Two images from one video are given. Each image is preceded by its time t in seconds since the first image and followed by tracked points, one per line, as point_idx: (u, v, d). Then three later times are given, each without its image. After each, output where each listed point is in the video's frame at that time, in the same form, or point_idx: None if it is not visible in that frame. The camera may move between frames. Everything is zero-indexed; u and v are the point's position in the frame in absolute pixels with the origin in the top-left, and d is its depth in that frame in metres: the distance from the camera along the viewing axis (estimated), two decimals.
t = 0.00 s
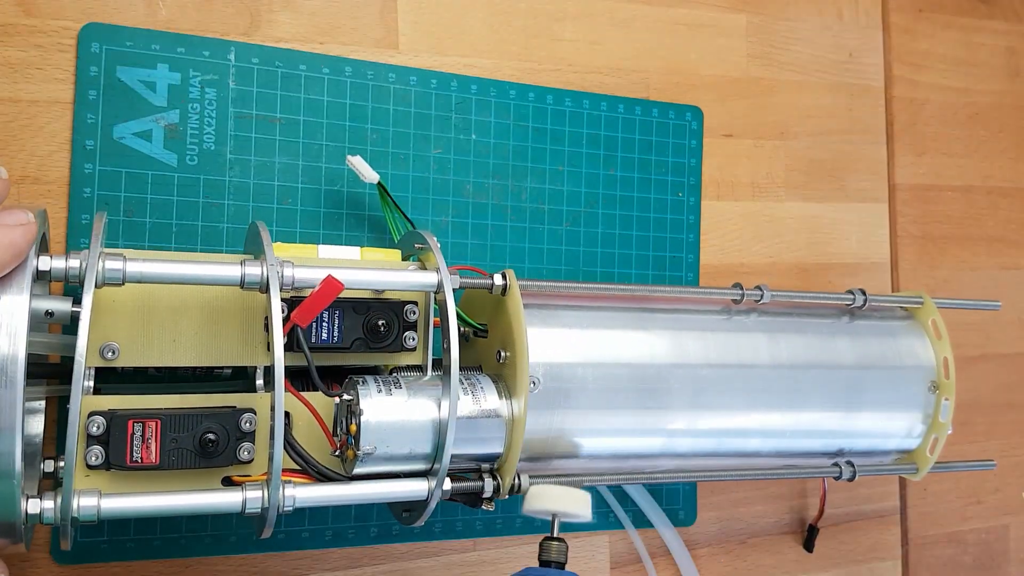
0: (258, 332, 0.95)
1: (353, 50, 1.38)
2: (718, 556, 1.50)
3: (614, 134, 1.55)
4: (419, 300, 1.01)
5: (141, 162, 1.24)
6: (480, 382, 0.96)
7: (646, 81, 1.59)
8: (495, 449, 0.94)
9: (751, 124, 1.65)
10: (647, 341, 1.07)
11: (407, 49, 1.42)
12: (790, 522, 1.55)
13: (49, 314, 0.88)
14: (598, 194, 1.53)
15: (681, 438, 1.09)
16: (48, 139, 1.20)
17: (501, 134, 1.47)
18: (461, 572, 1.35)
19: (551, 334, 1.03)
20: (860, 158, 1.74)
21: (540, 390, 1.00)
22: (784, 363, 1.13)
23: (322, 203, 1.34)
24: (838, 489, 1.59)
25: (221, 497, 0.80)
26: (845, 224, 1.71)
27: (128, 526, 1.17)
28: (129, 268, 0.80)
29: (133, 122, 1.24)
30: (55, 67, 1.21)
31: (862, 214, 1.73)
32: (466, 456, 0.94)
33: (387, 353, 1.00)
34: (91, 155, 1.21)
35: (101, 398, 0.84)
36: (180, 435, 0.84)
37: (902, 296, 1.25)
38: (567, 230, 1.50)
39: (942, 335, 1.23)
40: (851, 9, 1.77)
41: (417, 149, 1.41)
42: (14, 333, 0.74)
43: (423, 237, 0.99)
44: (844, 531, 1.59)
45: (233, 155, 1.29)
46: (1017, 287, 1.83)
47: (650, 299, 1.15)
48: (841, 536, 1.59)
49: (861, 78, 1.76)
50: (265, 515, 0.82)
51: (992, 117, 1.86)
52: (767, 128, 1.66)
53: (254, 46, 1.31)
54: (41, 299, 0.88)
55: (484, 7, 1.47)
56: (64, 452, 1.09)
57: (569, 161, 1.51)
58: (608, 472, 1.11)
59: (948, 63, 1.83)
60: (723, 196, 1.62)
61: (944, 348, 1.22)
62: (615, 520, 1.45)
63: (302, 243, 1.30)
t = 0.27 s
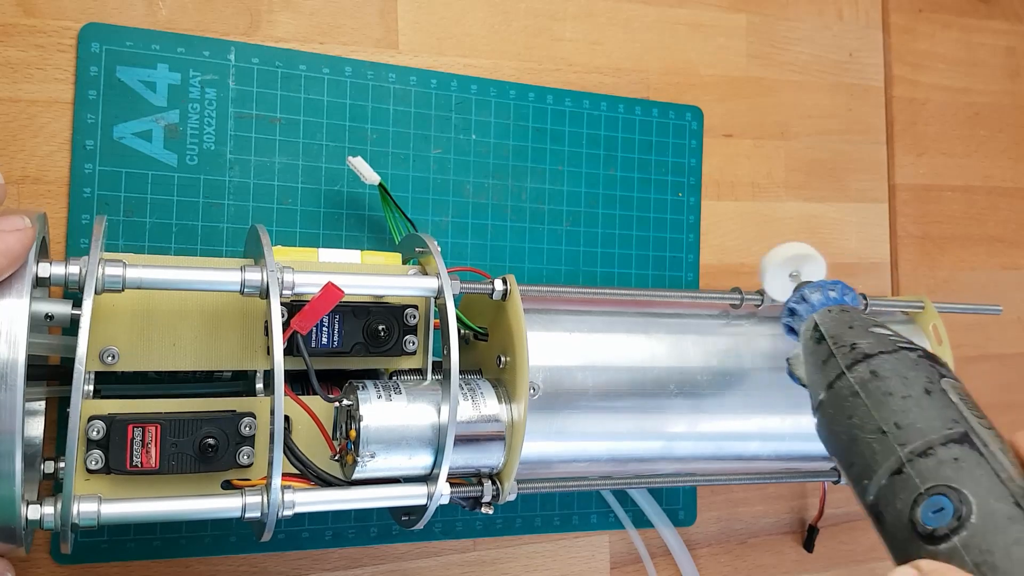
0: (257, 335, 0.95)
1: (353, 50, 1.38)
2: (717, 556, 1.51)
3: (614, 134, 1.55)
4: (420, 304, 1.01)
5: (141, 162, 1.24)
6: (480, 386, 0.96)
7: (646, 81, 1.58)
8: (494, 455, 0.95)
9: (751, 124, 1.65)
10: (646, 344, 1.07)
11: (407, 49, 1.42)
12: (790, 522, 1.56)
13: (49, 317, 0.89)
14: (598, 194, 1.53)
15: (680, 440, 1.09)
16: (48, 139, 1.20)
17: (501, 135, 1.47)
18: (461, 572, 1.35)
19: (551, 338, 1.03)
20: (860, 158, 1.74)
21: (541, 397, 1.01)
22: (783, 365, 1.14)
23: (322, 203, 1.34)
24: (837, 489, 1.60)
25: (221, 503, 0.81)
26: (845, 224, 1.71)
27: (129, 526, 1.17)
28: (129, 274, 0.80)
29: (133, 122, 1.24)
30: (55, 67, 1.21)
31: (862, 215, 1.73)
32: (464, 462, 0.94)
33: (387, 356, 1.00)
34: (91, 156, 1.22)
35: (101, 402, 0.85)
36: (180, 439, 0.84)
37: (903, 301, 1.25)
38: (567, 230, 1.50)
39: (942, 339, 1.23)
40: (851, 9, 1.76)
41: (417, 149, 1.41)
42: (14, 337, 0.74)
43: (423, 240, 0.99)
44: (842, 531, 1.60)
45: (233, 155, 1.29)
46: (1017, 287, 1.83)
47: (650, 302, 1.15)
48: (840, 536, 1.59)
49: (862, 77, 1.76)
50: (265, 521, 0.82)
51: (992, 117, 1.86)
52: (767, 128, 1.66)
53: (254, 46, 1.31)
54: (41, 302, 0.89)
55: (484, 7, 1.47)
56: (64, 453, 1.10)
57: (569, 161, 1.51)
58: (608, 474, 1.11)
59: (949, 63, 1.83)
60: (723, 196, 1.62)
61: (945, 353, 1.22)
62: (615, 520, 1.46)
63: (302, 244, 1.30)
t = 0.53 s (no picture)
0: (257, 338, 0.95)
1: (353, 50, 1.38)
2: (717, 556, 1.51)
3: (614, 134, 1.55)
4: (420, 305, 1.01)
5: (141, 162, 1.24)
6: (480, 388, 0.96)
7: (646, 81, 1.58)
8: (493, 456, 0.95)
9: (751, 124, 1.65)
10: (645, 344, 1.07)
11: (407, 48, 1.42)
12: (789, 522, 1.56)
13: (49, 318, 0.89)
14: (598, 194, 1.53)
15: (681, 441, 1.09)
16: (48, 139, 1.21)
17: (501, 134, 1.47)
18: (462, 572, 1.35)
19: (551, 340, 1.03)
20: (860, 158, 1.74)
21: (541, 398, 1.01)
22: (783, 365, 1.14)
23: (322, 203, 1.34)
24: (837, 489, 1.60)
25: (221, 505, 0.81)
26: (845, 224, 1.71)
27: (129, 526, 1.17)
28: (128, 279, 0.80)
29: (133, 122, 1.24)
30: (55, 67, 1.21)
31: (861, 214, 1.73)
32: (464, 465, 0.95)
33: (387, 358, 1.00)
34: (91, 156, 1.22)
35: (101, 404, 0.85)
36: (180, 442, 0.84)
37: (903, 300, 1.25)
38: (567, 230, 1.50)
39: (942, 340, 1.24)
40: (851, 8, 1.76)
41: (417, 149, 1.41)
42: (14, 339, 0.75)
43: (423, 241, 0.99)
44: (842, 531, 1.60)
45: (233, 155, 1.29)
46: (1017, 286, 1.83)
47: (650, 304, 1.15)
48: (840, 535, 1.60)
49: (862, 77, 1.76)
50: (264, 523, 0.82)
51: (992, 117, 1.86)
52: (767, 128, 1.66)
53: (254, 46, 1.31)
54: (41, 304, 0.89)
55: (483, 7, 1.47)
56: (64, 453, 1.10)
57: (569, 162, 1.51)
58: (610, 475, 1.11)
59: (949, 63, 1.83)
60: (723, 196, 1.62)
61: (944, 354, 1.23)
62: (614, 520, 1.46)
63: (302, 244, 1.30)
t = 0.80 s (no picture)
0: (257, 339, 0.95)
1: (354, 50, 1.38)
2: (716, 555, 1.51)
3: (614, 134, 1.55)
4: (419, 307, 1.02)
5: (141, 162, 1.24)
6: (480, 390, 0.96)
7: (646, 81, 1.58)
8: (493, 458, 0.95)
9: (751, 124, 1.65)
10: (644, 345, 1.07)
11: (407, 48, 1.42)
12: (789, 522, 1.56)
13: (49, 319, 0.89)
14: (598, 194, 1.53)
15: (680, 443, 1.09)
16: (48, 139, 1.21)
17: (501, 134, 1.47)
18: (462, 572, 1.36)
19: (551, 342, 1.03)
20: (861, 158, 1.74)
21: (540, 401, 1.01)
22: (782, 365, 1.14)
23: (322, 203, 1.34)
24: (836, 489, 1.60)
25: (221, 508, 0.81)
26: (845, 224, 1.71)
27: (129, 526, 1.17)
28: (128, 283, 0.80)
29: (133, 121, 1.24)
30: (55, 67, 1.21)
31: (861, 214, 1.73)
32: (464, 467, 0.95)
33: (387, 360, 1.00)
34: (91, 156, 1.22)
35: (101, 406, 0.85)
36: (180, 444, 0.84)
37: (903, 302, 1.25)
38: (566, 230, 1.50)
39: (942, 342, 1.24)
40: (852, 8, 1.76)
41: (417, 149, 1.41)
42: (14, 341, 0.75)
43: (423, 243, 0.99)
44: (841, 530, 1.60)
45: (233, 155, 1.29)
46: (1017, 287, 1.83)
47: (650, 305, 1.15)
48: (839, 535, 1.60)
49: (862, 77, 1.76)
50: (264, 525, 0.82)
51: (992, 117, 1.86)
52: (767, 128, 1.66)
53: (254, 45, 1.31)
54: (41, 305, 0.89)
55: (483, 6, 1.47)
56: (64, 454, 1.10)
57: (569, 162, 1.51)
58: (610, 476, 1.12)
59: (949, 63, 1.82)
60: (723, 196, 1.62)
61: (944, 356, 1.23)
62: (614, 520, 1.46)
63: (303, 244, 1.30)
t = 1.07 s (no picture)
0: (257, 337, 0.95)
1: (354, 50, 1.38)
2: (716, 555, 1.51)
3: (614, 134, 1.55)
4: (419, 307, 1.02)
5: (141, 162, 1.24)
6: (480, 390, 0.96)
7: (646, 81, 1.58)
8: (492, 458, 0.95)
9: (751, 124, 1.65)
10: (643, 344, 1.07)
11: (407, 48, 1.42)
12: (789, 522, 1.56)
13: (49, 319, 0.89)
14: (598, 194, 1.53)
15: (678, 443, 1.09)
16: (48, 139, 1.21)
17: (501, 134, 1.47)
18: (462, 572, 1.36)
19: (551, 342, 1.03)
20: (861, 158, 1.74)
21: (540, 401, 1.01)
22: (782, 365, 1.14)
23: (322, 203, 1.34)
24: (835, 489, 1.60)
25: (220, 508, 0.81)
26: (845, 224, 1.71)
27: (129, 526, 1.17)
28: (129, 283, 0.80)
29: (133, 121, 1.24)
30: (55, 68, 1.21)
31: (861, 214, 1.73)
32: (465, 467, 0.95)
33: (387, 360, 1.00)
34: (91, 155, 1.22)
35: (101, 406, 0.85)
36: (180, 444, 0.84)
37: (903, 302, 1.25)
38: (566, 230, 1.50)
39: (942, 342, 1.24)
40: (852, 8, 1.76)
41: (417, 149, 1.41)
42: (14, 341, 0.75)
43: (422, 243, 0.99)
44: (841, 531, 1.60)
45: (233, 155, 1.29)
46: (1016, 287, 1.83)
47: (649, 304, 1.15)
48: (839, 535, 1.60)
49: (862, 77, 1.76)
50: (264, 525, 0.82)
51: (992, 117, 1.86)
52: (767, 128, 1.66)
53: (254, 46, 1.31)
54: (41, 305, 0.89)
55: (483, 6, 1.47)
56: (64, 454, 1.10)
57: (569, 162, 1.51)
58: (609, 476, 1.12)
59: (950, 63, 1.82)
60: (723, 196, 1.62)
61: (945, 357, 1.23)
62: (614, 520, 1.46)
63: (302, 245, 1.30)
